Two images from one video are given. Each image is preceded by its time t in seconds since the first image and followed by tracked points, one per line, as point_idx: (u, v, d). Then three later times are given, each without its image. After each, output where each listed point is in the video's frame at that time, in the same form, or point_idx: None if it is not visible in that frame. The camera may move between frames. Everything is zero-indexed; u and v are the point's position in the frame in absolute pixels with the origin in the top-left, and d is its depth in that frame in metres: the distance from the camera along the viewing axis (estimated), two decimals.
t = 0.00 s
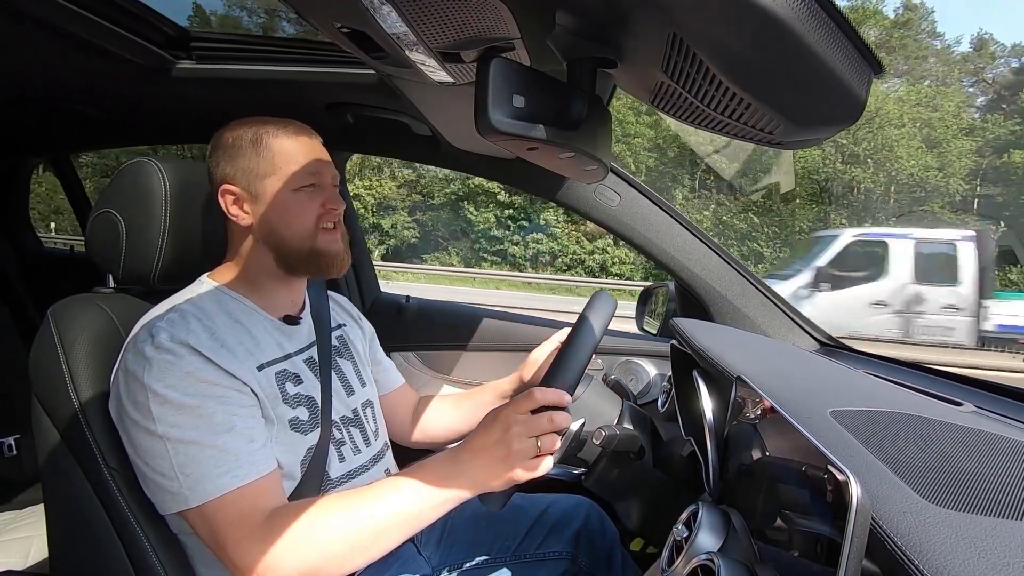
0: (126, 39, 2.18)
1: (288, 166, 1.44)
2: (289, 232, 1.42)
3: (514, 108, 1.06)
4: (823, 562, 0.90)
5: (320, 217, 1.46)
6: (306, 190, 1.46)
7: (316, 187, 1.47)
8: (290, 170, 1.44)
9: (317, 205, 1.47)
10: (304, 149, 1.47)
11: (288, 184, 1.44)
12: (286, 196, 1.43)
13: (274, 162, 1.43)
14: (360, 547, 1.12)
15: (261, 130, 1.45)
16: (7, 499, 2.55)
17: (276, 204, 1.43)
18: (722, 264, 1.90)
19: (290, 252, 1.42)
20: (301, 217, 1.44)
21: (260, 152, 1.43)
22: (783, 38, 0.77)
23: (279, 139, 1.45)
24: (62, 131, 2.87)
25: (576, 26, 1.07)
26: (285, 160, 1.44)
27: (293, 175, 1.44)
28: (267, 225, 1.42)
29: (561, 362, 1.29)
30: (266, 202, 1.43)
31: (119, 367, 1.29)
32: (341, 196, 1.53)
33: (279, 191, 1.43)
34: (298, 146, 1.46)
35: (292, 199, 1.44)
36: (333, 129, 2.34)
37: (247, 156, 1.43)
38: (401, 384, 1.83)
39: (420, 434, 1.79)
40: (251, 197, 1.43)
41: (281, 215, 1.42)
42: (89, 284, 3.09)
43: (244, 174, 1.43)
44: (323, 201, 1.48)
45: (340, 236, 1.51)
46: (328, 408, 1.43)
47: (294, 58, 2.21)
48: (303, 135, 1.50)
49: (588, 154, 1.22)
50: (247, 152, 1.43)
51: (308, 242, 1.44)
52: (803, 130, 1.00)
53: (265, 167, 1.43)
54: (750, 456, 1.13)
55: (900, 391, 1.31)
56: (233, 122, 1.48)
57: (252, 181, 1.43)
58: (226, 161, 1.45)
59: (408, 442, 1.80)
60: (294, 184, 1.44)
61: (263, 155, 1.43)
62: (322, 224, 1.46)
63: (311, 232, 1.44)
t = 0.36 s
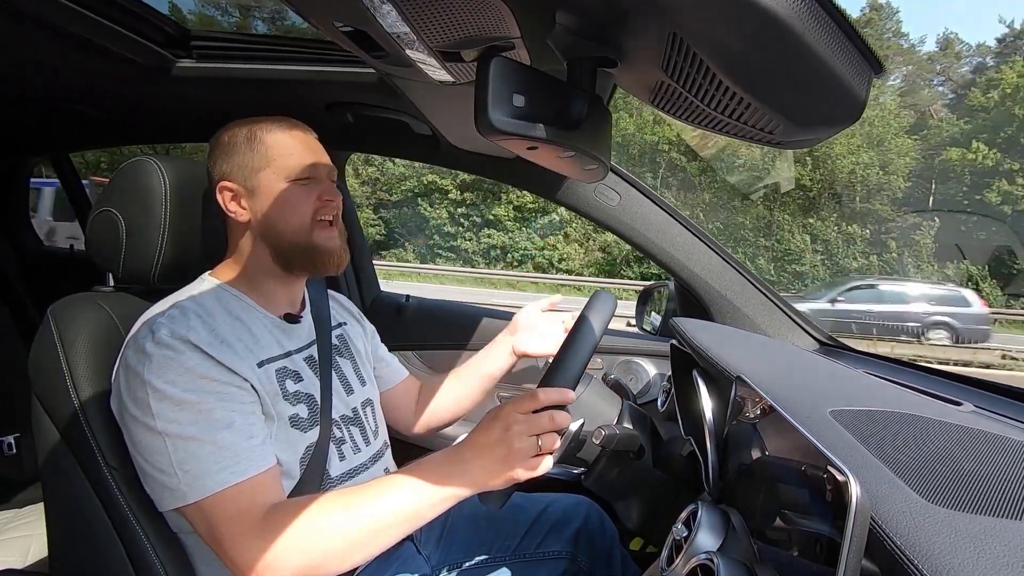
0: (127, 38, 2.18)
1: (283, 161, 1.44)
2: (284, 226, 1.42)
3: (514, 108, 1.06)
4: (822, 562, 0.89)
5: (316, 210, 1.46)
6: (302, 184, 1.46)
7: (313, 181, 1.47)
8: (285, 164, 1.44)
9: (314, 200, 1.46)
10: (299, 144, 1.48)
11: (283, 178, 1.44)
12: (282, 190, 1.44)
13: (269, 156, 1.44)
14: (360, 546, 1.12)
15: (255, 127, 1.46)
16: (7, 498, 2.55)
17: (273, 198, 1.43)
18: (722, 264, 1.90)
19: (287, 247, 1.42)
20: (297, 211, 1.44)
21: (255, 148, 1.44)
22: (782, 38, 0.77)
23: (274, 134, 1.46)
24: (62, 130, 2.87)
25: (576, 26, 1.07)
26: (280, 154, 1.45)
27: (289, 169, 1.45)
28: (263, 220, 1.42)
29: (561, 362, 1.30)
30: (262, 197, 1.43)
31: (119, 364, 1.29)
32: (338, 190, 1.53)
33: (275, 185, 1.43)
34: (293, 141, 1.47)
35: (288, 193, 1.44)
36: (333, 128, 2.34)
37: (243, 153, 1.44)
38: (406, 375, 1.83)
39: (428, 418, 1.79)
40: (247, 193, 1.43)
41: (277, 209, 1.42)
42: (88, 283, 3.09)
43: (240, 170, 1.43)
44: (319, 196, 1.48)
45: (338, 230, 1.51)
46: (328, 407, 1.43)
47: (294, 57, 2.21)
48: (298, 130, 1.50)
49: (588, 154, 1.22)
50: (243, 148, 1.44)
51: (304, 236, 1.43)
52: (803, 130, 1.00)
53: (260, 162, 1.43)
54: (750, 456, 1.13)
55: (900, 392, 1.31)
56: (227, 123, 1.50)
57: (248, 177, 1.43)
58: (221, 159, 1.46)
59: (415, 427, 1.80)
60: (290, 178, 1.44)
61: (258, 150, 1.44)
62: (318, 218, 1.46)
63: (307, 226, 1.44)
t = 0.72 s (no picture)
0: (126, 39, 2.18)
1: (300, 182, 1.42)
2: (283, 246, 1.39)
3: (514, 109, 1.06)
4: (821, 563, 0.89)
5: (318, 239, 1.42)
6: (310, 209, 1.42)
7: (323, 209, 1.44)
8: (300, 186, 1.42)
9: (319, 228, 1.43)
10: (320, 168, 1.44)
11: (293, 199, 1.41)
12: (290, 210, 1.41)
13: (287, 173, 1.41)
14: (360, 547, 1.12)
15: (288, 141, 1.44)
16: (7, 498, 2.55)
17: (279, 216, 1.40)
18: (721, 265, 1.91)
19: (279, 265, 1.39)
20: (299, 234, 1.41)
21: (278, 162, 1.42)
22: (782, 38, 0.77)
23: (301, 153, 1.43)
24: (61, 130, 2.87)
25: (575, 26, 1.07)
26: (298, 174, 1.42)
27: (303, 191, 1.42)
28: (264, 233, 1.40)
29: (561, 363, 1.29)
30: (270, 210, 1.41)
31: (119, 365, 1.29)
32: (349, 224, 1.49)
33: (284, 204, 1.41)
34: (315, 165, 1.43)
35: (295, 215, 1.41)
36: (333, 129, 2.33)
37: (267, 163, 1.43)
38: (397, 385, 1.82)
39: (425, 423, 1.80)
40: (260, 203, 1.42)
41: (279, 227, 1.40)
42: (88, 283, 3.09)
43: (260, 179, 1.43)
44: (326, 226, 1.44)
45: (339, 263, 1.47)
46: (328, 407, 1.43)
47: (294, 57, 2.21)
48: (327, 155, 1.46)
49: (588, 155, 1.22)
50: (269, 159, 1.43)
51: (299, 261, 1.40)
52: (803, 131, 1.00)
53: (277, 176, 1.41)
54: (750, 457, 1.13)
55: (900, 392, 1.31)
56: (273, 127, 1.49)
57: (264, 187, 1.42)
58: (251, 163, 1.46)
59: (412, 433, 1.81)
60: (300, 200, 1.41)
61: (280, 165, 1.42)
62: (319, 247, 1.42)
63: (304, 252, 1.40)
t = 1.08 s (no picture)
0: (126, 39, 2.19)
1: (294, 171, 1.44)
2: (288, 237, 1.41)
3: (514, 108, 1.06)
4: (822, 563, 0.89)
5: (322, 223, 1.46)
6: (308, 195, 1.45)
7: (320, 194, 1.47)
8: (295, 175, 1.44)
9: (319, 213, 1.46)
10: (309, 154, 1.47)
11: (291, 189, 1.43)
12: (289, 201, 1.43)
13: (280, 165, 1.43)
14: (359, 547, 1.12)
15: (269, 133, 1.45)
16: (7, 498, 2.55)
17: (279, 208, 1.42)
18: (721, 264, 1.90)
19: (288, 257, 1.42)
20: (301, 222, 1.43)
21: (266, 155, 1.43)
22: (782, 38, 0.77)
23: (287, 143, 1.45)
24: (61, 130, 2.87)
25: (575, 26, 1.07)
26: (291, 164, 1.44)
27: (299, 180, 1.44)
28: (266, 227, 1.41)
29: (562, 362, 1.29)
30: (268, 205, 1.42)
31: (119, 365, 1.29)
32: (344, 204, 1.53)
33: (283, 195, 1.42)
34: (305, 152, 1.46)
35: (294, 204, 1.43)
36: (333, 129, 2.33)
37: (253, 158, 1.43)
38: (404, 376, 1.82)
39: (427, 418, 1.78)
40: (254, 199, 1.43)
41: (281, 218, 1.42)
42: (88, 284, 3.08)
43: (249, 176, 1.42)
44: (325, 209, 1.47)
45: (342, 243, 1.52)
46: (327, 407, 1.43)
47: (294, 57, 2.22)
48: (312, 141, 1.50)
49: (588, 154, 1.22)
50: (254, 154, 1.43)
51: (307, 248, 1.43)
52: (802, 130, 1.00)
53: (270, 170, 1.42)
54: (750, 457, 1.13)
55: (900, 392, 1.31)
56: (244, 123, 1.49)
57: (257, 184, 1.42)
58: (232, 162, 1.45)
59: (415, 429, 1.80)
60: (298, 189, 1.44)
61: (268, 158, 1.43)
62: (323, 231, 1.46)
63: (311, 238, 1.44)
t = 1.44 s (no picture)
0: (127, 39, 2.19)
1: (292, 168, 1.45)
2: (290, 233, 1.42)
3: (514, 109, 1.06)
4: (823, 564, 0.89)
5: (322, 218, 1.47)
6: (307, 191, 1.46)
7: (318, 190, 1.48)
8: (294, 171, 1.45)
9: (319, 208, 1.47)
10: (305, 150, 1.48)
11: (291, 186, 1.44)
12: (289, 197, 1.44)
13: (278, 162, 1.44)
14: (359, 548, 1.12)
15: (265, 131, 1.46)
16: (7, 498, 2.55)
17: (280, 205, 1.43)
18: (721, 265, 1.90)
19: (291, 254, 1.43)
20: (302, 218, 1.45)
21: (263, 153, 1.43)
22: (782, 38, 0.77)
23: (283, 140, 1.46)
24: (61, 130, 2.87)
25: (576, 26, 1.07)
26: (289, 161, 1.45)
27: (297, 177, 1.45)
28: (267, 226, 1.42)
29: (562, 363, 1.29)
30: (268, 203, 1.43)
31: (117, 368, 1.28)
32: (343, 199, 1.54)
33: (283, 192, 1.43)
34: (301, 148, 1.47)
35: (295, 201, 1.45)
36: (332, 129, 2.33)
37: (250, 157, 1.43)
38: (401, 382, 1.81)
39: (423, 429, 1.78)
40: (253, 198, 1.43)
41: (282, 215, 1.43)
42: (88, 284, 3.08)
43: (246, 176, 1.43)
44: (325, 204, 1.49)
45: (342, 237, 1.53)
46: (327, 408, 1.43)
47: (294, 57, 2.22)
48: (306, 138, 1.51)
49: (588, 155, 1.22)
50: (251, 153, 1.43)
51: (309, 244, 1.44)
52: (802, 131, 1.00)
53: (268, 168, 1.43)
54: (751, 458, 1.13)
55: (901, 393, 1.31)
56: (236, 123, 1.49)
57: (255, 182, 1.43)
58: (228, 162, 1.45)
59: (409, 437, 1.80)
60: (298, 185, 1.45)
61: (266, 156, 1.43)
62: (324, 226, 1.48)
63: (313, 233, 1.45)
